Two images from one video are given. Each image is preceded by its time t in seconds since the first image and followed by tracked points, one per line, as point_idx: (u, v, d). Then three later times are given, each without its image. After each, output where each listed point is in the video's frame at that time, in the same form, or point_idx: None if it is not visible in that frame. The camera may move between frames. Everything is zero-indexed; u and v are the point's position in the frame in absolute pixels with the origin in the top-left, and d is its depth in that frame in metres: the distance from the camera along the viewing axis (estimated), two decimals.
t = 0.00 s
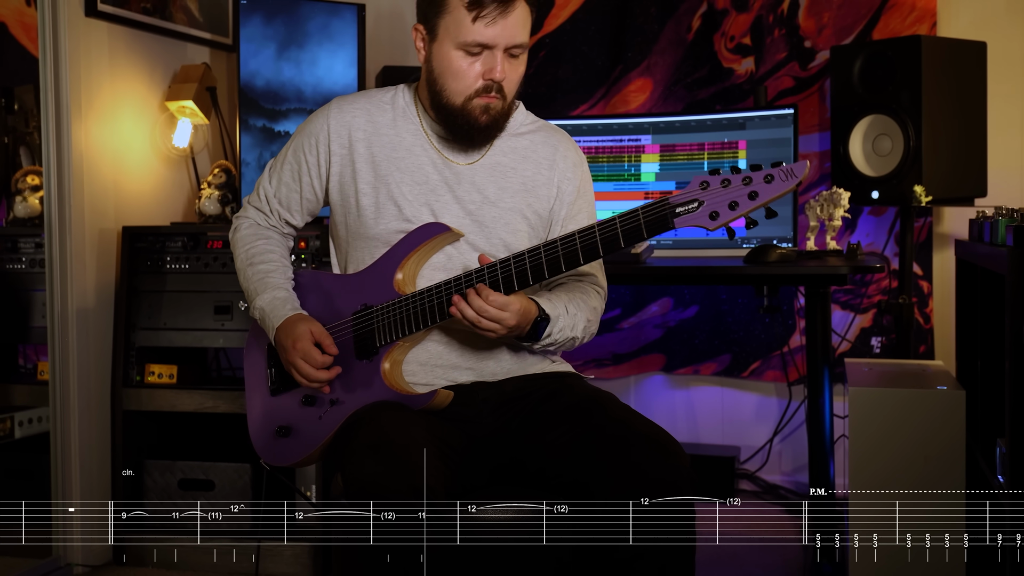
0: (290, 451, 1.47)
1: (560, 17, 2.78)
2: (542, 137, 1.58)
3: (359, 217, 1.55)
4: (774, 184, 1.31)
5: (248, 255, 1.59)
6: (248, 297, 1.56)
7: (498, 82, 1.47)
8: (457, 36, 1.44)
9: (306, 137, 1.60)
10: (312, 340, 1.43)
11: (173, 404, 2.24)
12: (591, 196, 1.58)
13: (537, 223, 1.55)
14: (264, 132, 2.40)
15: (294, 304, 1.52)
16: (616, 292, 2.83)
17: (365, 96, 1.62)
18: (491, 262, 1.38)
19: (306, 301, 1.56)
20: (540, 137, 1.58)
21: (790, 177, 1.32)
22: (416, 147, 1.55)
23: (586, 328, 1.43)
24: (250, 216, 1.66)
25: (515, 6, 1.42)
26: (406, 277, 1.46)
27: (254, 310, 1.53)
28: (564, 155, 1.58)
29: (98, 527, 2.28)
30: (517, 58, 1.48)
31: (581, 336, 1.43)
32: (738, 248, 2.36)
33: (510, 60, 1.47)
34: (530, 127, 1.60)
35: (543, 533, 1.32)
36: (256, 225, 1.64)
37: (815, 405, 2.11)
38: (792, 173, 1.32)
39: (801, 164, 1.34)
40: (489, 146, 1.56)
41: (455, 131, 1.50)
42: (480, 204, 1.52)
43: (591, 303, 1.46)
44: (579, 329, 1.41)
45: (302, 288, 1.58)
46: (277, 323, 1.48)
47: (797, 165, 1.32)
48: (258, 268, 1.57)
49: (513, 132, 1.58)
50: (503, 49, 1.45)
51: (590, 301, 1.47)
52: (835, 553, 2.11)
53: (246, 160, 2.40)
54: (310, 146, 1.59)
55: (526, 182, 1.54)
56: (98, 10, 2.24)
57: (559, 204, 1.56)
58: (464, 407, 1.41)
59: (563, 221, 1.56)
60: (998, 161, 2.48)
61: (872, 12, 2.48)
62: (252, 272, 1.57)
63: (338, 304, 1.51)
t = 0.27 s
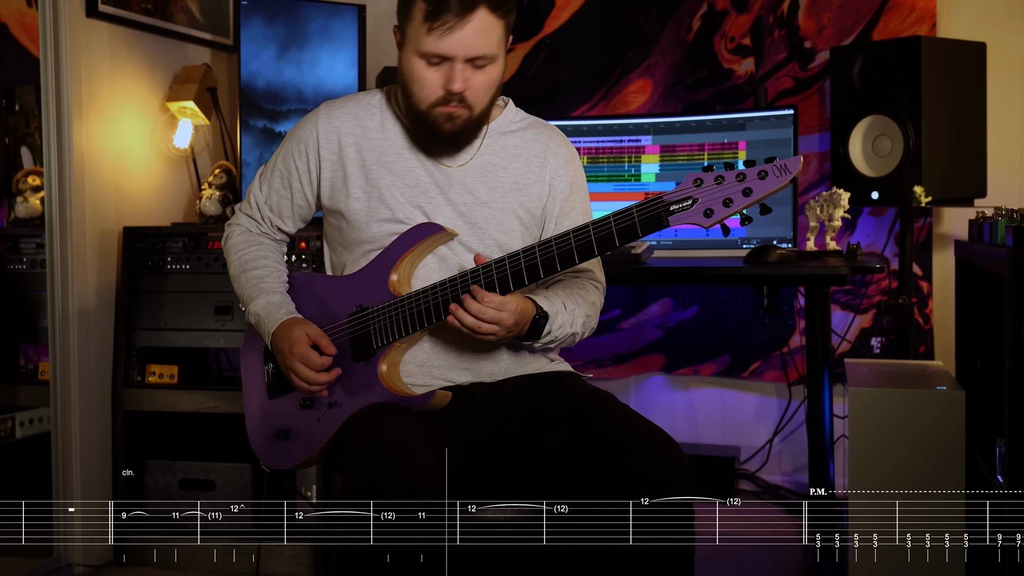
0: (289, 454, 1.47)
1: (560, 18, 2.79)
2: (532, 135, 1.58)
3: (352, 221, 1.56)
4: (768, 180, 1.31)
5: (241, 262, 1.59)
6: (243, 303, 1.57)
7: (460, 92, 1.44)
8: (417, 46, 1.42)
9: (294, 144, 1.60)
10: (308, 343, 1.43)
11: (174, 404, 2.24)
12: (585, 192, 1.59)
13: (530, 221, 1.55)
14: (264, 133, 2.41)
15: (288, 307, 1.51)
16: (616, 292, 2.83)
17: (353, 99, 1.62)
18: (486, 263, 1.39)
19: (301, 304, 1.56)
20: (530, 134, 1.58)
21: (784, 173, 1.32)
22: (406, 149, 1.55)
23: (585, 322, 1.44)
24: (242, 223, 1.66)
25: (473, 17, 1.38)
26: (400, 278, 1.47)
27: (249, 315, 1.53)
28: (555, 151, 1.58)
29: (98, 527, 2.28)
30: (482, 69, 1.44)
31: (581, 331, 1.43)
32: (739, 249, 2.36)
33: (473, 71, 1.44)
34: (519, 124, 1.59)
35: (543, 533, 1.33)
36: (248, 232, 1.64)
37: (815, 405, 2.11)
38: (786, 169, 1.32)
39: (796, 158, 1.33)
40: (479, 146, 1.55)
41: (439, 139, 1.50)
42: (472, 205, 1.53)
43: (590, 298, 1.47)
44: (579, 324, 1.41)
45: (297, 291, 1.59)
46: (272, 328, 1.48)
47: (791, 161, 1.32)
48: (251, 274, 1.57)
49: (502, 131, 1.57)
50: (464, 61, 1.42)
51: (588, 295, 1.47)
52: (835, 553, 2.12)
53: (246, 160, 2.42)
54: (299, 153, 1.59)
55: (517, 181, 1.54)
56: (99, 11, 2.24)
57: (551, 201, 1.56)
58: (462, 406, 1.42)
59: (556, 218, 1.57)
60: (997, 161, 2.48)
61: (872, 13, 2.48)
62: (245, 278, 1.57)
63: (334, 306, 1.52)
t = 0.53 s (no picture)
0: (289, 456, 1.47)
1: (560, 19, 2.79)
2: (526, 134, 1.58)
3: (347, 222, 1.56)
4: (760, 175, 1.31)
5: (236, 265, 1.60)
6: (239, 306, 1.57)
7: (422, 102, 1.43)
8: (388, 52, 1.42)
9: (289, 147, 1.61)
10: (298, 337, 1.45)
11: (175, 404, 2.25)
12: (580, 190, 1.58)
13: (525, 221, 1.56)
14: (265, 134, 2.42)
15: (278, 310, 1.51)
16: (616, 293, 2.84)
17: (346, 101, 1.63)
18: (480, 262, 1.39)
19: (297, 307, 1.56)
20: (524, 133, 1.58)
21: (776, 168, 1.31)
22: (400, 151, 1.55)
23: (583, 320, 1.44)
24: (237, 226, 1.66)
25: (439, 30, 1.37)
26: (396, 279, 1.47)
27: (242, 319, 1.53)
28: (550, 150, 1.58)
29: (99, 527, 2.28)
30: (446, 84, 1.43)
31: (578, 329, 1.43)
32: (739, 249, 2.36)
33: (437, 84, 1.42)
34: (513, 124, 1.60)
35: (543, 533, 1.34)
36: (243, 235, 1.65)
37: (815, 406, 2.12)
38: (778, 163, 1.31)
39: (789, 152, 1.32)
40: (472, 146, 1.55)
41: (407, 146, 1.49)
42: (466, 206, 1.53)
43: (587, 296, 1.47)
44: (576, 322, 1.41)
45: (292, 293, 1.59)
46: (265, 330, 1.48)
47: (782, 155, 1.31)
48: (246, 278, 1.57)
49: (496, 131, 1.58)
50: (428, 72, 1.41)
51: (585, 293, 1.48)
52: (835, 553, 2.12)
53: (247, 161, 2.42)
54: (293, 156, 1.60)
55: (511, 182, 1.54)
56: (100, 11, 2.24)
57: (546, 201, 1.56)
58: (461, 407, 1.42)
59: (552, 218, 1.56)
60: (997, 162, 2.48)
61: (871, 14, 2.48)
62: (240, 282, 1.57)
63: (330, 307, 1.52)
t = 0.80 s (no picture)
0: (289, 456, 1.48)
1: (561, 20, 2.79)
2: (529, 136, 1.58)
3: (349, 222, 1.57)
4: (761, 176, 1.31)
5: (239, 263, 1.60)
6: (241, 305, 1.57)
7: (437, 97, 1.43)
8: (400, 49, 1.42)
9: (292, 145, 1.61)
10: (303, 351, 1.44)
11: (176, 405, 2.25)
12: (582, 192, 1.58)
13: (527, 222, 1.56)
14: (266, 134, 2.42)
15: (287, 313, 1.52)
16: (617, 293, 2.84)
17: (350, 100, 1.63)
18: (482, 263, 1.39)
19: (299, 307, 1.57)
20: (527, 135, 1.58)
21: (777, 169, 1.31)
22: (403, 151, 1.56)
23: (584, 321, 1.44)
24: (240, 223, 1.66)
25: (454, 24, 1.37)
26: (397, 279, 1.47)
27: (247, 318, 1.54)
28: (553, 152, 1.58)
29: (100, 527, 2.29)
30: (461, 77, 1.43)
31: (580, 330, 1.44)
32: (738, 249, 2.37)
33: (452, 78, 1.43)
34: (517, 125, 1.60)
35: (543, 533, 1.34)
36: (246, 233, 1.65)
37: (814, 406, 2.12)
38: (779, 164, 1.31)
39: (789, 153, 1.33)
40: (476, 146, 1.56)
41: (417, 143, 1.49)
42: (469, 207, 1.53)
43: (589, 297, 1.47)
44: (578, 323, 1.42)
45: (294, 294, 1.59)
46: (270, 332, 1.48)
47: (784, 156, 1.31)
48: (249, 276, 1.58)
49: (499, 132, 1.58)
50: (443, 67, 1.41)
51: (587, 295, 1.48)
52: (835, 553, 2.12)
53: (247, 161, 2.43)
54: (297, 154, 1.60)
55: (514, 182, 1.55)
56: (101, 12, 2.24)
57: (549, 202, 1.56)
58: (461, 407, 1.43)
59: (553, 220, 1.56)
60: (997, 162, 2.49)
61: (871, 15, 2.49)
62: (243, 281, 1.58)
63: (332, 307, 1.52)
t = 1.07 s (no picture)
0: (291, 453, 1.49)
1: (561, 20, 2.79)
2: (541, 138, 1.59)
3: (360, 219, 1.57)
4: (769, 184, 1.30)
5: (249, 260, 1.60)
6: (250, 301, 1.57)
7: (463, 90, 1.45)
8: (423, 44, 1.44)
9: (306, 142, 1.61)
10: (310, 349, 1.44)
11: (176, 405, 2.25)
12: (592, 196, 1.58)
13: (538, 223, 1.56)
14: (266, 134, 2.42)
15: (296, 308, 1.53)
16: (617, 293, 2.85)
17: (365, 99, 1.64)
18: (488, 265, 1.39)
19: (307, 305, 1.57)
20: (540, 137, 1.59)
21: (785, 176, 1.31)
22: (416, 149, 1.57)
23: (589, 325, 1.44)
24: (251, 220, 1.67)
25: (477, 14, 1.40)
26: (404, 279, 1.47)
27: (255, 313, 1.55)
28: (564, 155, 1.58)
29: (101, 527, 2.29)
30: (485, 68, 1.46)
31: (584, 333, 1.44)
32: (738, 250, 2.37)
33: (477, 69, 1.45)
34: (529, 127, 1.61)
35: (543, 533, 1.33)
36: (257, 230, 1.65)
37: (814, 406, 2.12)
38: (787, 171, 1.31)
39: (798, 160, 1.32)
40: (488, 147, 1.57)
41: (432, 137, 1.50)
42: (480, 206, 1.54)
43: (594, 301, 1.47)
44: (582, 326, 1.42)
45: (302, 292, 1.59)
46: (277, 328, 1.49)
47: (792, 164, 1.30)
48: (259, 273, 1.58)
49: (512, 133, 1.59)
50: (468, 58, 1.44)
51: (593, 299, 1.48)
52: (835, 553, 2.12)
53: (247, 161, 2.42)
54: (310, 151, 1.61)
55: (525, 183, 1.55)
56: (102, 13, 2.25)
57: (559, 204, 1.57)
58: (464, 407, 1.43)
59: (563, 222, 1.57)
60: (996, 163, 2.49)
61: (871, 15, 2.49)
62: (253, 276, 1.58)
63: (338, 306, 1.52)
